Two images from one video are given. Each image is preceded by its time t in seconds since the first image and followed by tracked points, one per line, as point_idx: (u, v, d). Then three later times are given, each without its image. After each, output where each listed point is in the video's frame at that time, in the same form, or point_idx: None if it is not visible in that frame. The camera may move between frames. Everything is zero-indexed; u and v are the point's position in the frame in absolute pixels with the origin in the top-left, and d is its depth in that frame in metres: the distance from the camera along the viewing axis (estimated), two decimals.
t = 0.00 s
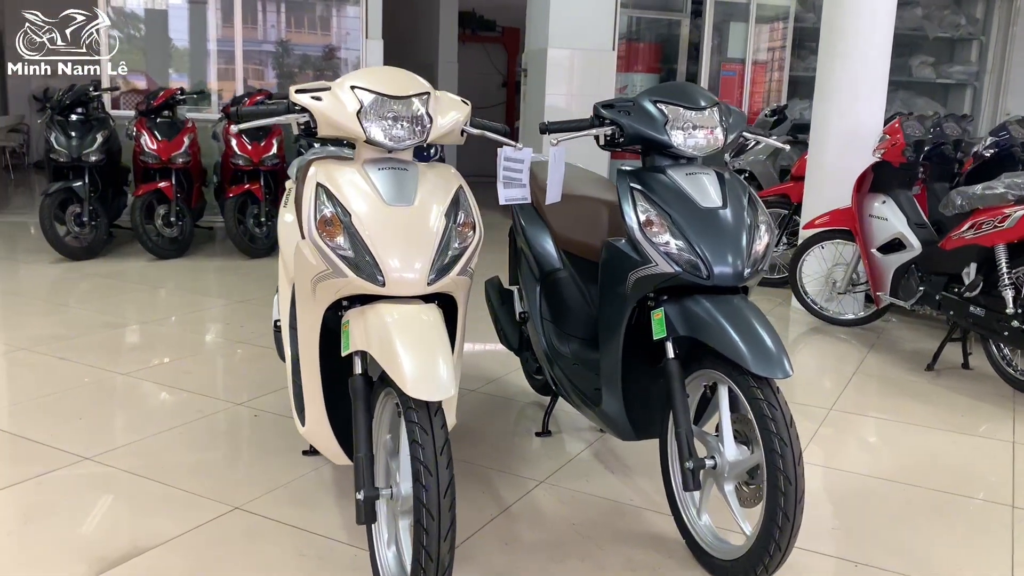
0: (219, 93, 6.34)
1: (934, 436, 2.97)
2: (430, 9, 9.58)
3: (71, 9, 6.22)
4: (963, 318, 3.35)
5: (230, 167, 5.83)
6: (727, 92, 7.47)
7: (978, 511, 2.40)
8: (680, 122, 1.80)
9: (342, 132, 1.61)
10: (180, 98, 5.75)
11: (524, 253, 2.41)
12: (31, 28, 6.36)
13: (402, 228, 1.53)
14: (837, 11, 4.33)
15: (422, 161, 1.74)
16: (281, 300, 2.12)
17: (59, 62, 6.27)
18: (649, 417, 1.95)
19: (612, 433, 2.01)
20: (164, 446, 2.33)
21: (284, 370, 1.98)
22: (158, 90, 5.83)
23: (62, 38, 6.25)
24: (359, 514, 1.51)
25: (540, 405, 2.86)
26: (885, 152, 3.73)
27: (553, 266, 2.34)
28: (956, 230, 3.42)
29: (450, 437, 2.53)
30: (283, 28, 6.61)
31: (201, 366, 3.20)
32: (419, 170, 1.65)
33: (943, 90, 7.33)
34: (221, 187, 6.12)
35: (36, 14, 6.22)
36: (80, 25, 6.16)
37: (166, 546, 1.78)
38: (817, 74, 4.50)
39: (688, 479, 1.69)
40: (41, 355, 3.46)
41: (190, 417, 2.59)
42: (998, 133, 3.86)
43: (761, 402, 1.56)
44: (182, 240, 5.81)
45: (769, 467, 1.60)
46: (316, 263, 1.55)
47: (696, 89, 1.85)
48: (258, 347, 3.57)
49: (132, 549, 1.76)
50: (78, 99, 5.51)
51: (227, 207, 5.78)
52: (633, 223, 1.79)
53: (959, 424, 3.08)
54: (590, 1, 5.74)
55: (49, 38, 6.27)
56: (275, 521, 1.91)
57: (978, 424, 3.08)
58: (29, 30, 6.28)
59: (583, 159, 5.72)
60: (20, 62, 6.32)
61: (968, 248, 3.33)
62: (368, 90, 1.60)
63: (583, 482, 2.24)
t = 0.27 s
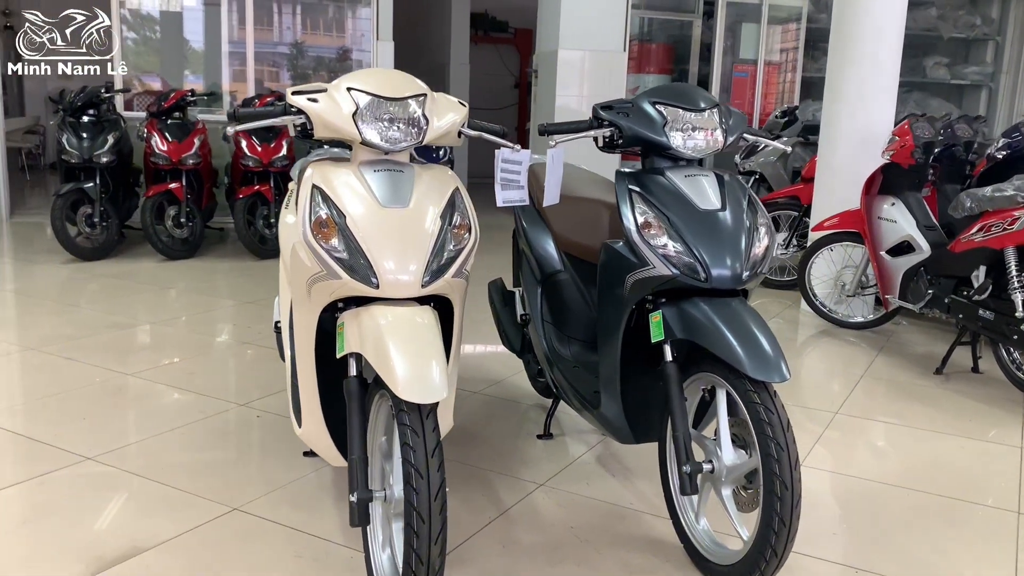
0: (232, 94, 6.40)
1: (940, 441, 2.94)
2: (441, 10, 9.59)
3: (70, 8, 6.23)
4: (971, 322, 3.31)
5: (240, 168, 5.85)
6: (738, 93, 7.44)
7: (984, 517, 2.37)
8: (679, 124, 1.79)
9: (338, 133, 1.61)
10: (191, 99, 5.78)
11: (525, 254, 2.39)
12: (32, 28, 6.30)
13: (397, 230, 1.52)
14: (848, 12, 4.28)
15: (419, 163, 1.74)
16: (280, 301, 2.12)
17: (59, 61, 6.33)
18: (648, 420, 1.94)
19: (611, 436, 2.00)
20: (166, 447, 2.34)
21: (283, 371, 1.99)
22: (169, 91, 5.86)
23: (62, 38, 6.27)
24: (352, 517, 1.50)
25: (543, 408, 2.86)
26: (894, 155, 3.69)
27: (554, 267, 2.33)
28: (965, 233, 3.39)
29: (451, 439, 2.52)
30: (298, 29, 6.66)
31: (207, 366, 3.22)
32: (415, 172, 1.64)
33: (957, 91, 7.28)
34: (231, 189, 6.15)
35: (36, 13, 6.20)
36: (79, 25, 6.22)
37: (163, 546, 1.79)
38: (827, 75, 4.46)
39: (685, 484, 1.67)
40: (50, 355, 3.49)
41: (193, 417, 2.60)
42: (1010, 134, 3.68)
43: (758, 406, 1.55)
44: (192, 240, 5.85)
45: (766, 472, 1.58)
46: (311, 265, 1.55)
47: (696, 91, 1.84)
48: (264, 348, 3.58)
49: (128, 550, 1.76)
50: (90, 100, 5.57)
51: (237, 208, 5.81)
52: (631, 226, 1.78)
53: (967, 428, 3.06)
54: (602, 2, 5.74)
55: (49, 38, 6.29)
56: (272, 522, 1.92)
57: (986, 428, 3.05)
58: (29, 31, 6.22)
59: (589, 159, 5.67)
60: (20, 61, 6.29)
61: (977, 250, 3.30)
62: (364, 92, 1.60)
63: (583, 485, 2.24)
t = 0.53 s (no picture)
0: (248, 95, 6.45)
1: (950, 447, 2.91)
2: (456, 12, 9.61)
3: (70, 8, 6.21)
4: (983, 326, 3.28)
5: (252, 170, 5.88)
6: (752, 94, 7.38)
7: (992, 525, 2.34)
8: (680, 126, 1.78)
9: (335, 137, 1.61)
10: (203, 102, 5.81)
11: (529, 258, 2.40)
12: (31, 27, 6.17)
13: (394, 233, 1.52)
14: (860, 12, 4.23)
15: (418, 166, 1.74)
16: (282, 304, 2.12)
17: (59, 61, 6.35)
18: (649, 425, 1.92)
19: (612, 441, 1.99)
20: (170, 448, 2.35)
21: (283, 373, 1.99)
22: (182, 94, 5.89)
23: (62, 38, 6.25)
24: (348, 520, 1.50)
25: (548, 411, 2.85)
26: (905, 157, 3.64)
27: (557, 270, 2.33)
28: (977, 236, 3.34)
29: (454, 442, 2.52)
30: (315, 32, 6.68)
31: (214, 367, 3.23)
32: (413, 175, 1.64)
33: (975, 93, 7.20)
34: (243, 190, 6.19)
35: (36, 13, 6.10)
36: (80, 24, 6.24)
37: (162, 547, 1.79)
38: (839, 75, 4.42)
39: (684, 489, 1.66)
40: (61, 355, 3.52)
41: (198, 419, 2.61)
42: None
43: (756, 411, 1.54)
44: (204, 242, 5.88)
45: (764, 477, 1.57)
46: (308, 268, 1.55)
47: (697, 93, 1.82)
48: (273, 349, 3.59)
49: (127, 551, 1.77)
50: (103, 103, 5.60)
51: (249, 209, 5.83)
52: (631, 229, 1.77)
53: (978, 434, 3.02)
54: (614, 4, 5.75)
55: (49, 37, 6.22)
56: (271, 524, 1.92)
57: (998, 435, 3.01)
58: (29, 31, 6.11)
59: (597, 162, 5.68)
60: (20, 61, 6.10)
61: (989, 254, 3.26)
62: (362, 95, 1.60)
63: (585, 489, 2.22)
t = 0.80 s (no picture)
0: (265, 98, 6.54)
1: (961, 453, 2.87)
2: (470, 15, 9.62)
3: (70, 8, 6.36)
4: (996, 330, 3.24)
5: (265, 173, 5.91)
6: (767, 96, 7.34)
7: (1001, 533, 2.31)
8: (680, 129, 1.77)
9: (333, 140, 1.61)
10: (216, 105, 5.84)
11: (533, 261, 2.40)
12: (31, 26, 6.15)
13: (390, 237, 1.52)
14: (873, 12, 4.18)
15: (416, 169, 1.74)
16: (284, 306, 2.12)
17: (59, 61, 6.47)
18: (650, 429, 1.91)
19: (613, 445, 1.98)
20: (174, 449, 2.37)
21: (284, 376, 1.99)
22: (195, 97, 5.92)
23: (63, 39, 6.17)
24: (343, 524, 1.50)
25: (553, 414, 2.84)
26: (917, 159, 3.60)
27: (560, 273, 2.32)
28: (989, 239, 3.30)
29: (458, 445, 2.51)
30: (333, 35, 6.78)
31: (223, 369, 3.25)
32: (410, 178, 1.64)
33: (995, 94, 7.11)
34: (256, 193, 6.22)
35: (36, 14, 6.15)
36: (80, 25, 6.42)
37: (162, 549, 1.80)
38: (851, 76, 4.37)
39: (682, 494, 1.65)
40: (73, 356, 3.56)
41: (204, 420, 2.63)
42: None
43: (754, 417, 1.52)
44: (218, 245, 5.92)
45: (763, 484, 1.56)
46: (305, 272, 1.55)
47: (698, 95, 1.81)
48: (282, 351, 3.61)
49: (127, 552, 1.78)
50: (117, 106, 5.64)
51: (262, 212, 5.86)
52: (630, 233, 1.76)
53: (990, 441, 2.98)
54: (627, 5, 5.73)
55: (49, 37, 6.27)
56: (271, 527, 1.93)
57: (1010, 441, 2.97)
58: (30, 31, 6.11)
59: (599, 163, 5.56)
60: (20, 61, 5.99)
61: (1003, 257, 3.22)
62: (360, 99, 1.60)
63: (587, 494, 2.21)
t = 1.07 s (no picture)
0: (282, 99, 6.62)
1: (973, 458, 2.83)
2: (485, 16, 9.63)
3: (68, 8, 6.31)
4: (1011, 333, 3.19)
5: (279, 175, 5.93)
6: (783, 96, 7.29)
7: (1011, 540, 2.27)
8: (681, 131, 1.76)
9: (332, 143, 1.61)
10: (230, 107, 5.86)
11: (538, 263, 2.39)
12: (32, 26, 6.07)
13: (388, 239, 1.52)
14: (887, 11, 4.13)
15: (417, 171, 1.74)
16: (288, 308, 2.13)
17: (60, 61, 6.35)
18: (652, 433, 1.90)
19: (615, 448, 1.97)
20: (178, 451, 2.38)
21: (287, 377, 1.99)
22: (210, 100, 5.95)
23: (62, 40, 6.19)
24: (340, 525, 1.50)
25: (560, 416, 2.82)
26: (930, 160, 3.55)
27: (564, 275, 2.31)
28: (1004, 241, 3.29)
29: (463, 447, 2.51)
30: (354, 37, 6.82)
31: (233, 370, 3.27)
32: (409, 180, 1.64)
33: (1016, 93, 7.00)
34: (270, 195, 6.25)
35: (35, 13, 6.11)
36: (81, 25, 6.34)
37: (164, 550, 1.82)
38: (865, 77, 4.33)
39: (683, 498, 1.64)
40: (86, 357, 3.59)
41: (211, 421, 2.65)
42: None
43: (754, 421, 1.51)
44: (232, 246, 5.96)
45: (763, 488, 1.54)
46: (303, 274, 1.55)
47: (701, 96, 1.80)
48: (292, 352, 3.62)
49: (129, 553, 1.80)
50: (133, 108, 5.68)
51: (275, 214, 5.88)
52: (631, 235, 1.75)
53: (1003, 446, 2.93)
54: (640, 6, 5.71)
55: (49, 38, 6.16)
56: (271, 528, 1.93)
57: None
58: (30, 30, 6.03)
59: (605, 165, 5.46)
60: (20, 61, 6.02)
61: (1017, 259, 3.20)
62: (358, 101, 1.60)
63: (590, 497, 2.20)
